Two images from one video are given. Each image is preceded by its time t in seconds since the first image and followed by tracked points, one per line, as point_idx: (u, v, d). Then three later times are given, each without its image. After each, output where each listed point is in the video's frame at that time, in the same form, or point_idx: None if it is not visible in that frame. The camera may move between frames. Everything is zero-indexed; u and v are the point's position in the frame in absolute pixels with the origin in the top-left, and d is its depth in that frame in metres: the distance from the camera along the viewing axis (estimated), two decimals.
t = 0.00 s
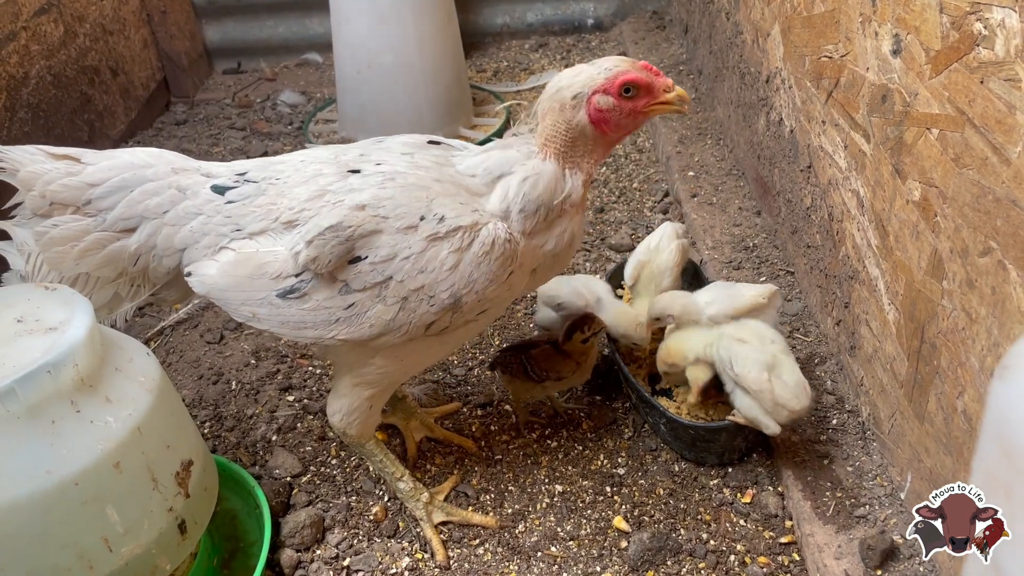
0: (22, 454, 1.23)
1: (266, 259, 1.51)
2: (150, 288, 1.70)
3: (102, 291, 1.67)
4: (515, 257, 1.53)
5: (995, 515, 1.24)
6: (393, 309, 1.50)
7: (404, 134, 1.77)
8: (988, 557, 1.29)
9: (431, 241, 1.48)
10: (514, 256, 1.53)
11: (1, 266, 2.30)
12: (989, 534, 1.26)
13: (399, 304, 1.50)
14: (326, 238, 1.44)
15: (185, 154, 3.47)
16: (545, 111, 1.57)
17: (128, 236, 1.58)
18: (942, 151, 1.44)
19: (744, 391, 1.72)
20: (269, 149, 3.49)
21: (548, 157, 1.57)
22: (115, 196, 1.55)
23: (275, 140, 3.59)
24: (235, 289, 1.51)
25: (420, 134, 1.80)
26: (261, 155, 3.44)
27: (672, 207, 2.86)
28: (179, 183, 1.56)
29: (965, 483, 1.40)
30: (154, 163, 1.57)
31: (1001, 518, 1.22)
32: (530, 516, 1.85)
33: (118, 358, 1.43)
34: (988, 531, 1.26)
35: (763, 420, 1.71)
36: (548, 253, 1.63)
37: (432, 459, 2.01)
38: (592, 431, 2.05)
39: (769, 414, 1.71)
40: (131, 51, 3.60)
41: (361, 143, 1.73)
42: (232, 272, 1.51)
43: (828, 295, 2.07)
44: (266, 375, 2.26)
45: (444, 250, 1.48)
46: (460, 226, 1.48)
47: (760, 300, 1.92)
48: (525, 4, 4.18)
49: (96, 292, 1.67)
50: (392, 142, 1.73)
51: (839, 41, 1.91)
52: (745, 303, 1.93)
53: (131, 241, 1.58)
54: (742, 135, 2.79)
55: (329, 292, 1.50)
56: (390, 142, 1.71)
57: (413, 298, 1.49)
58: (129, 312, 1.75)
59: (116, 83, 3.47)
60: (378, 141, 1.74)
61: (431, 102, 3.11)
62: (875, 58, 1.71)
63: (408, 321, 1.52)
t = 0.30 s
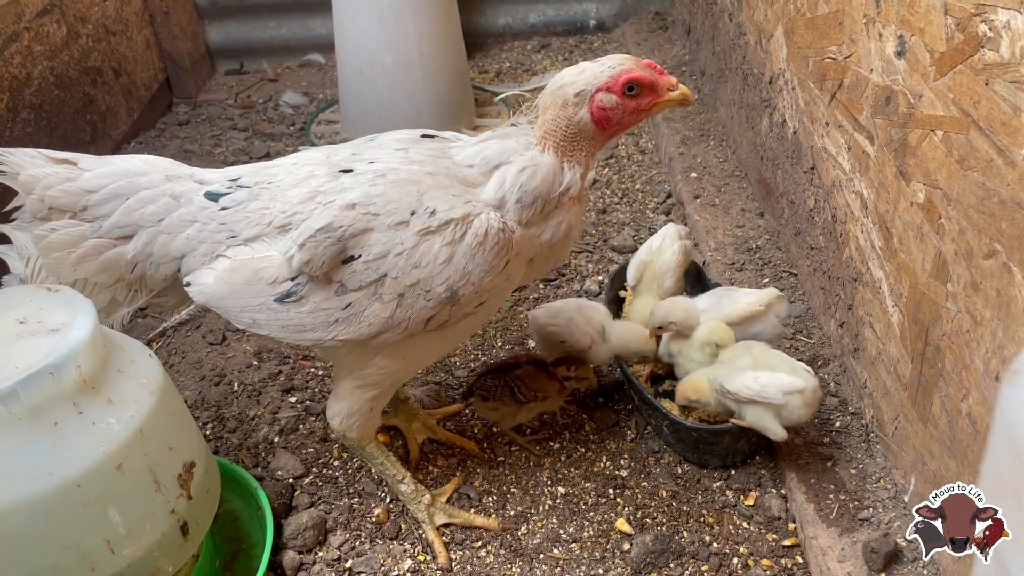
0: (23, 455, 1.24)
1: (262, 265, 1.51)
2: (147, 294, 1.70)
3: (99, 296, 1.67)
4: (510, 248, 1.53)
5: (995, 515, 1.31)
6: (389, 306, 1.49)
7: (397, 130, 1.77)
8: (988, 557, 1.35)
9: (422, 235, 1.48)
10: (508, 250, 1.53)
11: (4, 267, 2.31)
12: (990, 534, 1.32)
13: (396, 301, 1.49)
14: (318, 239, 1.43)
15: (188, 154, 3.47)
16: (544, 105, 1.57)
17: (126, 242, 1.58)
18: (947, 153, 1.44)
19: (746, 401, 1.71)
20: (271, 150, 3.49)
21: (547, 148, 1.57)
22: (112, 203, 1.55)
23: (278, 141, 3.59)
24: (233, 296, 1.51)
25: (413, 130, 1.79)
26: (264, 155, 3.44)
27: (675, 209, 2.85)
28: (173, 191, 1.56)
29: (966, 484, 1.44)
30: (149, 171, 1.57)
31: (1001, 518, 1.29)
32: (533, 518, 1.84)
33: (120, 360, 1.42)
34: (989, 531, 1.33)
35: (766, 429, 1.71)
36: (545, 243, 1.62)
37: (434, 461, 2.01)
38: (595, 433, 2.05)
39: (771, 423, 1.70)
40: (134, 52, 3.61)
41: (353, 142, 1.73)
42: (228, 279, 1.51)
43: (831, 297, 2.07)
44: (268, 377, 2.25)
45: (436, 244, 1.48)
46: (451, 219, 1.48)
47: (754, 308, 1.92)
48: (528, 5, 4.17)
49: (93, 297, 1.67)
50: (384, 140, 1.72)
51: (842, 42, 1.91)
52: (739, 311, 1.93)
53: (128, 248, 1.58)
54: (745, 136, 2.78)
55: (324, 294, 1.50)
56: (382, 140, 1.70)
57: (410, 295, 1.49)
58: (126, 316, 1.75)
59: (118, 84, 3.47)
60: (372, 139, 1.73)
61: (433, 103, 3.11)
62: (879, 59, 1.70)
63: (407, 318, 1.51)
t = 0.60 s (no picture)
0: (24, 455, 1.24)
1: (269, 265, 1.51)
2: (151, 297, 1.69)
3: (102, 300, 1.66)
4: (514, 241, 1.54)
5: (995, 515, 1.31)
6: (397, 300, 1.50)
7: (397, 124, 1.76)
8: (988, 557, 1.36)
9: (426, 229, 1.48)
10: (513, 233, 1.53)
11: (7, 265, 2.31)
12: (989, 534, 1.33)
13: (402, 294, 1.50)
14: (324, 237, 1.44)
15: (190, 155, 3.48)
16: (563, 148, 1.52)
17: (129, 248, 1.58)
18: (950, 154, 1.44)
19: (753, 401, 1.73)
20: (273, 151, 3.49)
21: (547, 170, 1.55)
22: (113, 210, 1.55)
23: (280, 141, 3.60)
24: (240, 296, 1.52)
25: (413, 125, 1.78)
26: (266, 156, 3.45)
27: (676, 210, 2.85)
28: (175, 196, 1.56)
29: (965, 484, 1.45)
30: (149, 177, 1.57)
31: (1001, 518, 1.30)
32: (534, 518, 1.84)
33: (123, 359, 1.43)
34: (988, 532, 1.34)
35: (769, 429, 1.72)
36: (542, 245, 1.62)
37: (436, 461, 2.01)
38: (597, 433, 2.05)
39: (775, 424, 1.71)
40: (137, 52, 3.61)
41: (352, 141, 1.73)
42: (234, 280, 1.51)
43: (833, 298, 2.07)
44: (270, 376, 2.26)
45: (439, 238, 1.49)
46: (453, 212, 1.48)
47: (750, 310, 1.92)
48: (530, 6, 4.18)
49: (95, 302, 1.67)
50: (383, 135, 1.71)
51: (845, 44, 1.91)
52: (734, 310, 1.93)
53: (131, 254, 1.58)
54: (747, 137, 2.79)
55: (333, 292, 1.51)
56: (382, 135, 1.70)
57: (418, 290, 1.50)
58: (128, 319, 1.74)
59: (121, 84, 3.48)
60: (371, 135, 1.73)
61: (435, 104, 3.12)
62: (881, 61, 1.71)
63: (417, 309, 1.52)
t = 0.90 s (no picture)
0: (24, 454, 1.24)
1: (264, 262, 1.52)
2: (152, 290, 1.70)
3: (104, 291, 1.68)
4: (509, 246, 1.52)
5: (995, 515, 1.32)
6: (388, 301, 1.50)
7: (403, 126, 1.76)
8: (988, 557, 1.36)
9: (420, 231, 1.48)
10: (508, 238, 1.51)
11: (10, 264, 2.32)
12: (989, 535, 1.34)
13: (394, 296, 1.50)
14: (318, 234, 1.44)
15: (193, 154, 3.48)
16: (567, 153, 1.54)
17: (130, 240, 1.59)
18: (954, 154, 1.44)
19: (756, 404, 1.73)
20: (276, 150, 3.50)
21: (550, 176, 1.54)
22: (116, 202, 1.56)
23: (283, 141, 3.60)
24: (235, 292, 1.52)
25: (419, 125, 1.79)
26: (269, 155, 3.45)
27: (680, 210, 2.85)
28: (178, 188, 1.56)
29: (966, 484, 1.45)
30: (153, 168, 1.57)
31: (1001, 518, 1.31)
32: (537, 519, 1.84)
33: (126, 358, 1.43)
34: (988, 532, 1.34)
35: (774, 431, 1.72)
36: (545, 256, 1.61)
37: (438, 462, 2.01)
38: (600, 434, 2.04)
39: (779, 427, 1.72)
40: (140, 51, 3.62)
41: (357, 139, 1.73)
42: (232, 275, 1.52)
43: (837, 299, 2.06)
44: (273, 376, 2.26)
45: (433, 240, 1.48)
46: (448, 215, 1.48)
47: (753, 314, 1.92)
48: (533, 6, 4.17)
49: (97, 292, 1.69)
50: (388, 135, 1.72)
51: (849, 44, 1.91)
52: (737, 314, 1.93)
53: (133, 245, 1.58)
54: (750, 138, 2.78)
55: (327, 290, 1.50)
56: (387, 135, 1.70)
57: (410, 291, 1.49)
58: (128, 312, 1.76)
59: (125, 83, 3.49)
60: (376, 136, 1.73)
61: (438, 104, 3.12)
62: (886, 61, 1.70)
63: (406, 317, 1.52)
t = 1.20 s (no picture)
0: (21, 453, 1.24)
1: (262, 245, 1.50)
2: (149, 277, 1.72)
3: (103, 280, 1.69)
4: (506, 257, 1.53)
5: (995, 515, 1.30)
6: (385, 297, 1.48)
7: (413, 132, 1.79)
8: (988, 556, 1.35)
9: (426, 229, 1.48)
10: (510, 253, 1.53)
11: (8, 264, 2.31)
12: (989, 534, 1.33)
13: (391, 291, 1.49)
14: (323, 220, 1.44)
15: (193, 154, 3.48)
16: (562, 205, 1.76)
17: (127, 224, 1.59)
18: (954, 156, 1.43)
19: (753, 409, 1.72)
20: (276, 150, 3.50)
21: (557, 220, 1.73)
22: (114, 185, 1.55)
23: (283, 141, 3.60)
24: (227, 273, 1.50)
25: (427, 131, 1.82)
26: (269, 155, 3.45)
27: (680, 211, 2.85)
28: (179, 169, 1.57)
29: (965, 483, 1.45)
30: (155, 151, 1.57)
31: (1001, 518, 1.29)
32: (535, 520, 1.84)
33: (123, 358, 1.42)
34: (989, 532, 1.33)
35: (770, 436, 1.72)
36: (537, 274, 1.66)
37: (437, 462, 2.01)
38: (599, 435, 2.04)
39: (777, 430, 1.71)
40: (140, 50, 3.62)
41: (365, 138, 1.75)
42: (225, 256, 1.50)
43: (837, 301, 2.06)
44: (271, 376, 2.26)
45: (438, 239, 1.48)
46: (455, 217, 1.48)
47: (748, 315, 1.92)
48: (534, 6, 4.17)
49: (97, 282, 1.70)
50: (397, 140, 1.74)
51: (849, 46, 1.90)
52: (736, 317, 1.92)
53: (129, 228, 1.58)
54: (751, 139, 2.77)
55: (322, 278, 1.49)
56: (396, 139, 1.73)
57: (407, 288, 1.49)
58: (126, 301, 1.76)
59: (125, 82, 3.48)
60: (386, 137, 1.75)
61: (438, 104, 3.11)
62: (886, 62, 1.70)
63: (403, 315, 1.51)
